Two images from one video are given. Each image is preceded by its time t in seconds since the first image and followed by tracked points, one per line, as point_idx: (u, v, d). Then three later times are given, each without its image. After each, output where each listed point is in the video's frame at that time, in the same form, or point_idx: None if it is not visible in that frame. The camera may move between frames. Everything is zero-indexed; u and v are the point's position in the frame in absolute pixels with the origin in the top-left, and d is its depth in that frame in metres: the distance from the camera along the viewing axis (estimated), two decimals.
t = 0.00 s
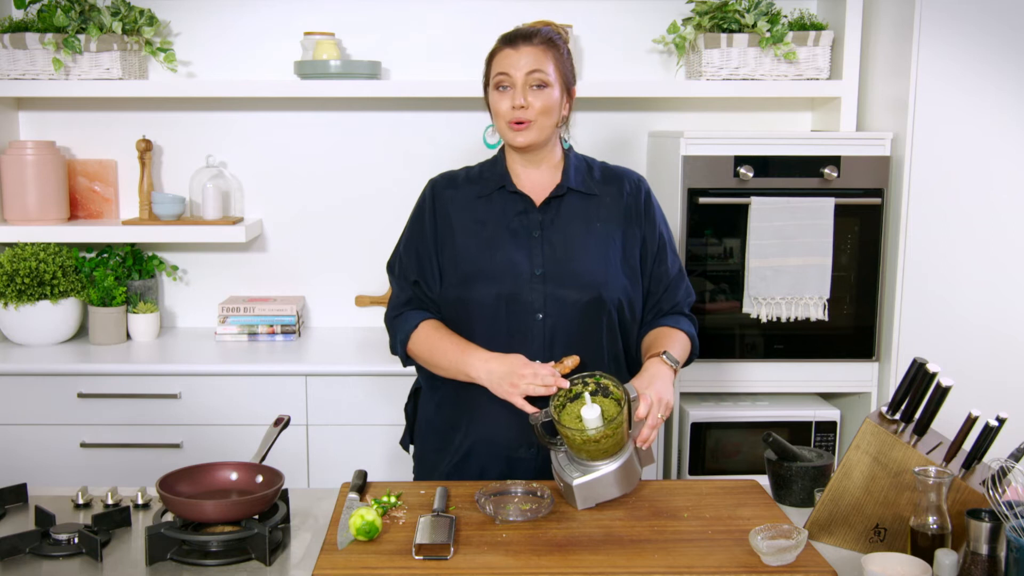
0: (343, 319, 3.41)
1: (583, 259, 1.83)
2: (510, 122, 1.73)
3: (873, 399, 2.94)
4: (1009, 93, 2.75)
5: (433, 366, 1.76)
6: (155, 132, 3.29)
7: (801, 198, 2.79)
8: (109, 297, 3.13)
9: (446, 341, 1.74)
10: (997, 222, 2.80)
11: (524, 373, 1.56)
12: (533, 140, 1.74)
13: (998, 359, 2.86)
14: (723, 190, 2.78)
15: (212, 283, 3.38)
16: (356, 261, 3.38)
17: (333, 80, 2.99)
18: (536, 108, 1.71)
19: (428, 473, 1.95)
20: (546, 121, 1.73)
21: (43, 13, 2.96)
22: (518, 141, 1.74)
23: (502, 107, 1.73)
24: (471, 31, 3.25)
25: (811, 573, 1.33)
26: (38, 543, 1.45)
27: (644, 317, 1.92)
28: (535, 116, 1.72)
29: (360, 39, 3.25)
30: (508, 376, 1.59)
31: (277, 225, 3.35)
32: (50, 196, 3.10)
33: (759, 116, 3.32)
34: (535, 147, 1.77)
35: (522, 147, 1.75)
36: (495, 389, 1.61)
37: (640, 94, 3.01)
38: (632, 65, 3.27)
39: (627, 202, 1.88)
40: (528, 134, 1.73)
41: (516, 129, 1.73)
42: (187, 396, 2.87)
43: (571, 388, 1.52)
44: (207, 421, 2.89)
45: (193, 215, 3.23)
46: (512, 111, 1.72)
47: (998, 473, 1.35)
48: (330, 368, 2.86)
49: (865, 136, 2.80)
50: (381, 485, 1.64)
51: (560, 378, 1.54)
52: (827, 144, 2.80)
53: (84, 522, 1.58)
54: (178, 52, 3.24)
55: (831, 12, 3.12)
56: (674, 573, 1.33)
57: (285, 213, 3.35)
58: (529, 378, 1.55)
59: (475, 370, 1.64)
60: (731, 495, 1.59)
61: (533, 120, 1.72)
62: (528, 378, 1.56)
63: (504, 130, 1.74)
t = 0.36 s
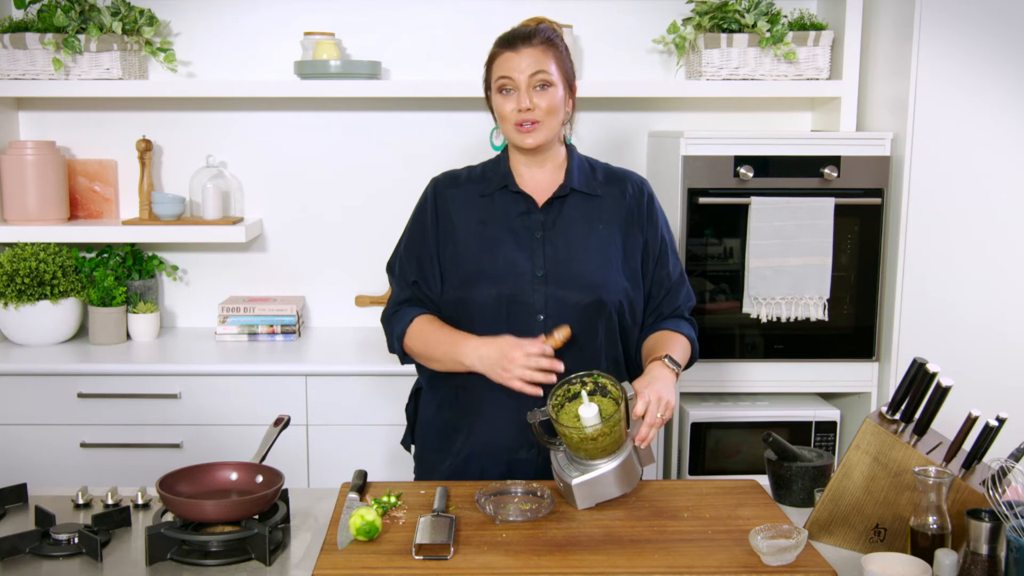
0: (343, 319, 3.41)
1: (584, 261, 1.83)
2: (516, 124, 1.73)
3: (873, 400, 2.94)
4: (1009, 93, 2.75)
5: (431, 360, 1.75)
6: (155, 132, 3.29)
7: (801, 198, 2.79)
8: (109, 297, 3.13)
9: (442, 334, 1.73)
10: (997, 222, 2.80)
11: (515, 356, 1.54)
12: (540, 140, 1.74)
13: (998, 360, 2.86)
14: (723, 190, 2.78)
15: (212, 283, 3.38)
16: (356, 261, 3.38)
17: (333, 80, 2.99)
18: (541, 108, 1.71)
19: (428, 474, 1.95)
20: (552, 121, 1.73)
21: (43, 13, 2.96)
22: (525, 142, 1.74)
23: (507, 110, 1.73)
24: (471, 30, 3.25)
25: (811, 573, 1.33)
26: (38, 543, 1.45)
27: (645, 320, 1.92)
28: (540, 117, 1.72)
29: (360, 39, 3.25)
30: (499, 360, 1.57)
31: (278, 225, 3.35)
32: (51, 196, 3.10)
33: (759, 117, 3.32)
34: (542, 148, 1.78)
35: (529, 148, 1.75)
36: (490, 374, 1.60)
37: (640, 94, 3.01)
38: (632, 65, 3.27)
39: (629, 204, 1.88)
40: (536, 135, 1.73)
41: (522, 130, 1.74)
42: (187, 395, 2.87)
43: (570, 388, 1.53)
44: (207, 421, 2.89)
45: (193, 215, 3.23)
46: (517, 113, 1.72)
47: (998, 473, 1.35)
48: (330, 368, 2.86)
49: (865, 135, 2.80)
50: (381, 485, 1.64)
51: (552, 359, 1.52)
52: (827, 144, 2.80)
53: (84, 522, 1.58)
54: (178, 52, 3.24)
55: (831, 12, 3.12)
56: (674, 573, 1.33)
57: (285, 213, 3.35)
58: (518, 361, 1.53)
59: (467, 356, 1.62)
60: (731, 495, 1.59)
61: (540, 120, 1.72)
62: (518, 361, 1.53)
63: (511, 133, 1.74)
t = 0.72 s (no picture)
0: (343, 319, 3.41)
1: (587, 264, 1.83)
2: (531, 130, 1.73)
3: (873, 399, 2.94)
4: (1009, 93, 2.75)
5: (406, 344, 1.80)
6: (155, 132, 3.29)
7: (801, 198, 2.79)
8: (109, 297, 3.13)
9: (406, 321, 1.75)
10: (997, 222, 2.80)
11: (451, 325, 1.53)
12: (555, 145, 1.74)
13: (998, 360, 2.86)
14: (723, 190, 2.78)
15: (211, 283, 3.38)
16: (356, 261, 3.38)
17: (333, 80, 2.99)
18: (556, 113, 1.72)
19: (428, 474, 1.95)
20: (566, 125, 1.73)
21: (43, 13, 2.96)
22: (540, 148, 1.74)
23: (521, 116, 1.73)
24: (471, 30, 3.25)
25: (811, 573, 1.33)
26: (38, 543, 1.45)
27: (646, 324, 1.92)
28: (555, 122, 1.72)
29: (360, 39, 3.25)
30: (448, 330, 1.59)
31: (278, 225, 3.35)
32: (51, 196, 3.10)
33: (759, 117, 3.32)
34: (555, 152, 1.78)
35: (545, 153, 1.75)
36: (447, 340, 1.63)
37: (640, 94, 3.01)
38: (632, 65, 3.27)
39: (634, 208, 1.88)
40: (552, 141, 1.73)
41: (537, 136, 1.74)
42: (187, 395, 2.87)
43: (567, 388, 1.54)
44: (207, 421, 2.89)
45: (193, 215, 3.23)
46: (532, 119, 1.72)
47: (998, 473, 1.35)
48: (330, 368, 2.86)
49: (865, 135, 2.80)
50: (381, 485, 1.64)
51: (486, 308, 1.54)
52: (827, 144, 2.80)
53: (84, 522, 1.58)
54: (178, 52, 3.24)
55: (831, 12, 3.12)
56: (674, 573, 1.33)
57: (285, 213, 3.35)
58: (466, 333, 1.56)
59: (423, 346, 1.64)
60: (731, 495, 1.59)
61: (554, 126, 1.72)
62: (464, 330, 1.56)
63: (525, 139, 1.74)
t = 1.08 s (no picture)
0: (343, 319, 3.41)
1: (588, 268, 1.83)
2: (538, 134, 1.73)
3: (872, 400, 2.94)
4: (1009, 93, 2.75)
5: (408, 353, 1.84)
6: (155, 131, 3.29)
7: (801, 198, 2.79)
8: (109, 297, 3.13)
9: (414, 341, 1.79)
10: (997, 223, 2.80)
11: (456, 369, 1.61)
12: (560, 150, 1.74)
13: (997, 359, 2.86)
14: (723, 190, 2.78)
15: (211, 283, 3.38)
16: (355, 261, 3.38)
17: (333, 80, 2.99)
18: (563, 119, 1.72)
19: (427, 476, 1.95)
20: (573, 130, 1.73)
21: (43, 13, 2.96)
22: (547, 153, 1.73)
23: (529, 119, 1.73)
24: (471, 30, 3.25)
25: (811, 573, 1.33)
26: (38, 543, 1.45)
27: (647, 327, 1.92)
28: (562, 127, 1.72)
29: (360, 39, 3.25)
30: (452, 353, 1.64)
31: (277, 226, 3.35)
32: (51, 196, 3.10)
33: (759, 117, 3.32)
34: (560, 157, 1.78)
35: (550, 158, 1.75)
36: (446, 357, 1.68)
37: (640, 94, 3.01)
38: (632, 65, 3.27)
39: (635, 211, 1.87)
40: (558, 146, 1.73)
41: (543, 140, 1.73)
42: (187, 395, 2.87)
43: (565, 388, 1.53)
44: (207, 421, 2.89)
45: (193, 215, 3.23)
46: (539, 123, 1.72)
47: (998, 473, 1.34)
48: (330, 368, 2.86)
49: (865, 135, 2.80)
50: (381, 485, 1.64)
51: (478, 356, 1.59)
52: (827, 144, 2.80)
53: (84, 522, 1.58)
54: (178, 52, 3.24)
55: (831, 12, 3.12)
56: (674, 573, 1.33)
57: (285, 213, 3.35)
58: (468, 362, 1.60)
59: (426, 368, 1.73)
60: (731, 495, 1.59)
61: (561, 131, 1.73)
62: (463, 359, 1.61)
63: (532, 143, 1.74)
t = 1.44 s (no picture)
0: (343, 319, 3.41)
1: (591, 267, 1.83)
2: (527, 136, 1.73)
3: (872, 400, 2.94)
4: (1009, 93, 2.75)
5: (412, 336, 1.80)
6: (155, 131, 3.29)
7: (801, 198, 2.79)
8: (109, 297, 3.13)
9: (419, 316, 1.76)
10: (997, 223, 2.80)
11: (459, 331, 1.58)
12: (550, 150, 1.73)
13: (997, 359, 2.86)
14: (723, 190, 2.78)
15: (211, 283, 3.38)
16: (355, 261, 3.38)
17: (333, 80, 2.99)
18: (552, 120, 1.71)
19: (427, 475, 1.95)
20: (564, 132, 1.72)
21: (43, 13, 2.96)
22: (536, 154, 1.72)
23: (518, 121, 1.73)
24: (471, 30, 3.25)
25: (811, 573, 1.33)
26: (38, 543, 1.45)
27: (648, 328, 1.92)
28: (551, 128, 1.72)
29: (360, 39, 3.25)
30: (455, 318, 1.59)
31: (277, 226, 3.35)
32: (51, 196, 3.10)
33: (759, 117, 3.32)
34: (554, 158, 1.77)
35: (540, 160, 1.74)
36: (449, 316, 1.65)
37: (639, 94, 3.01)
38: (632, 65, 3.27)
39: (638, 211, 1.87)
40: (548, 147, 1.72)
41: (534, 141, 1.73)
42: (187, 395, 2.87)
43: (564, 388, 1.53)
44: (207, 421, 2.89)
45: (193, 215, 3.23)
46: (527, 125, 1.72)
47: (998, 473, 1.34)
48: (330, 368, 2.86)
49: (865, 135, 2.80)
50: (382, 485, 1.64)
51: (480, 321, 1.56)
52: (827, 144, 2.80)
53: (84, 522, 1.58)
54: (178, 52, 3.24)
55: (830, 12, 3.12)
56: (674, 573, 1.33)
57: (285, 213, 3.35)
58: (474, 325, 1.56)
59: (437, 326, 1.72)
60: (731, 495, 1.59)
61: (551, 131, 1.72)
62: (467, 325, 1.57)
63: (522, 145, 1.74)
